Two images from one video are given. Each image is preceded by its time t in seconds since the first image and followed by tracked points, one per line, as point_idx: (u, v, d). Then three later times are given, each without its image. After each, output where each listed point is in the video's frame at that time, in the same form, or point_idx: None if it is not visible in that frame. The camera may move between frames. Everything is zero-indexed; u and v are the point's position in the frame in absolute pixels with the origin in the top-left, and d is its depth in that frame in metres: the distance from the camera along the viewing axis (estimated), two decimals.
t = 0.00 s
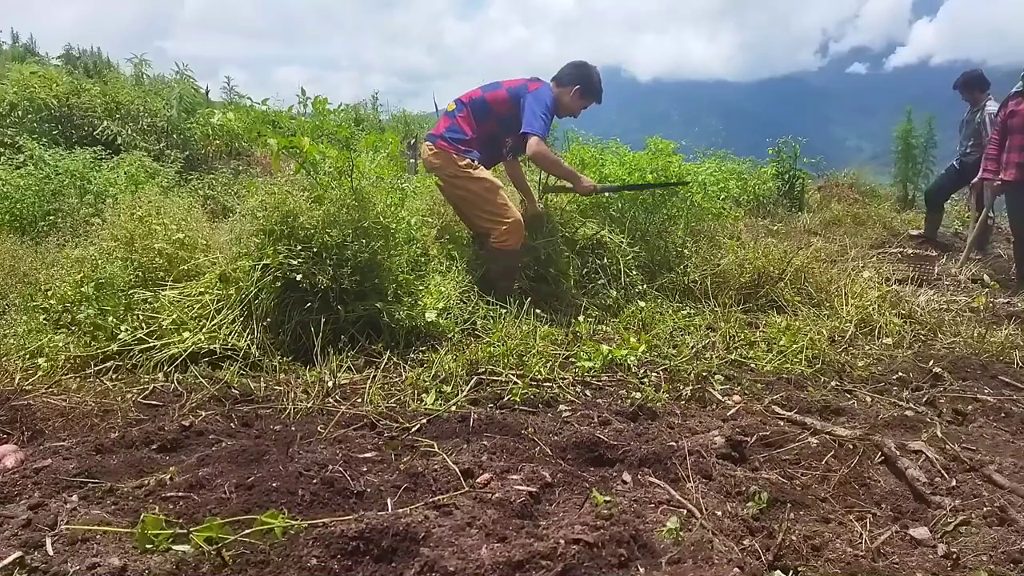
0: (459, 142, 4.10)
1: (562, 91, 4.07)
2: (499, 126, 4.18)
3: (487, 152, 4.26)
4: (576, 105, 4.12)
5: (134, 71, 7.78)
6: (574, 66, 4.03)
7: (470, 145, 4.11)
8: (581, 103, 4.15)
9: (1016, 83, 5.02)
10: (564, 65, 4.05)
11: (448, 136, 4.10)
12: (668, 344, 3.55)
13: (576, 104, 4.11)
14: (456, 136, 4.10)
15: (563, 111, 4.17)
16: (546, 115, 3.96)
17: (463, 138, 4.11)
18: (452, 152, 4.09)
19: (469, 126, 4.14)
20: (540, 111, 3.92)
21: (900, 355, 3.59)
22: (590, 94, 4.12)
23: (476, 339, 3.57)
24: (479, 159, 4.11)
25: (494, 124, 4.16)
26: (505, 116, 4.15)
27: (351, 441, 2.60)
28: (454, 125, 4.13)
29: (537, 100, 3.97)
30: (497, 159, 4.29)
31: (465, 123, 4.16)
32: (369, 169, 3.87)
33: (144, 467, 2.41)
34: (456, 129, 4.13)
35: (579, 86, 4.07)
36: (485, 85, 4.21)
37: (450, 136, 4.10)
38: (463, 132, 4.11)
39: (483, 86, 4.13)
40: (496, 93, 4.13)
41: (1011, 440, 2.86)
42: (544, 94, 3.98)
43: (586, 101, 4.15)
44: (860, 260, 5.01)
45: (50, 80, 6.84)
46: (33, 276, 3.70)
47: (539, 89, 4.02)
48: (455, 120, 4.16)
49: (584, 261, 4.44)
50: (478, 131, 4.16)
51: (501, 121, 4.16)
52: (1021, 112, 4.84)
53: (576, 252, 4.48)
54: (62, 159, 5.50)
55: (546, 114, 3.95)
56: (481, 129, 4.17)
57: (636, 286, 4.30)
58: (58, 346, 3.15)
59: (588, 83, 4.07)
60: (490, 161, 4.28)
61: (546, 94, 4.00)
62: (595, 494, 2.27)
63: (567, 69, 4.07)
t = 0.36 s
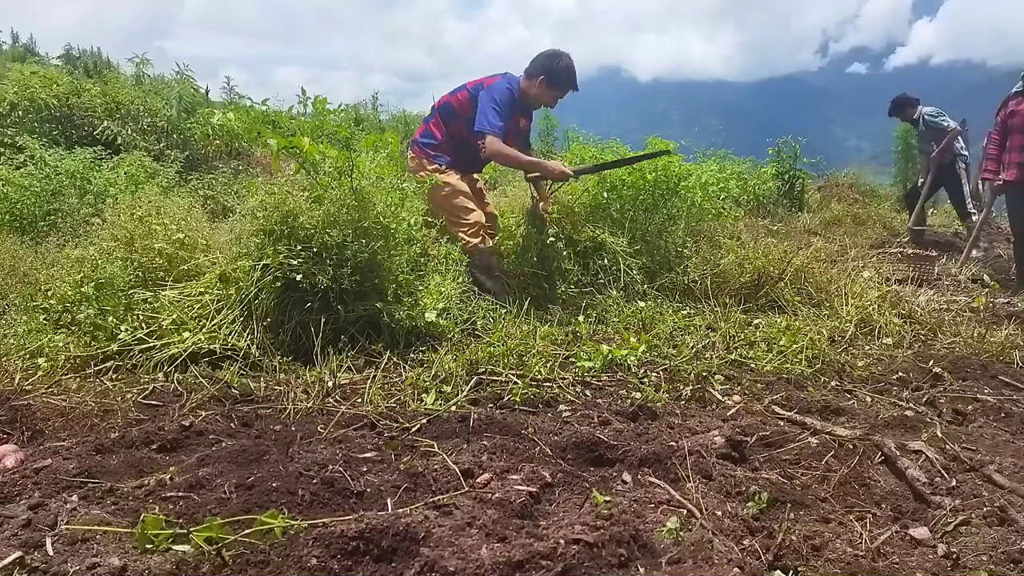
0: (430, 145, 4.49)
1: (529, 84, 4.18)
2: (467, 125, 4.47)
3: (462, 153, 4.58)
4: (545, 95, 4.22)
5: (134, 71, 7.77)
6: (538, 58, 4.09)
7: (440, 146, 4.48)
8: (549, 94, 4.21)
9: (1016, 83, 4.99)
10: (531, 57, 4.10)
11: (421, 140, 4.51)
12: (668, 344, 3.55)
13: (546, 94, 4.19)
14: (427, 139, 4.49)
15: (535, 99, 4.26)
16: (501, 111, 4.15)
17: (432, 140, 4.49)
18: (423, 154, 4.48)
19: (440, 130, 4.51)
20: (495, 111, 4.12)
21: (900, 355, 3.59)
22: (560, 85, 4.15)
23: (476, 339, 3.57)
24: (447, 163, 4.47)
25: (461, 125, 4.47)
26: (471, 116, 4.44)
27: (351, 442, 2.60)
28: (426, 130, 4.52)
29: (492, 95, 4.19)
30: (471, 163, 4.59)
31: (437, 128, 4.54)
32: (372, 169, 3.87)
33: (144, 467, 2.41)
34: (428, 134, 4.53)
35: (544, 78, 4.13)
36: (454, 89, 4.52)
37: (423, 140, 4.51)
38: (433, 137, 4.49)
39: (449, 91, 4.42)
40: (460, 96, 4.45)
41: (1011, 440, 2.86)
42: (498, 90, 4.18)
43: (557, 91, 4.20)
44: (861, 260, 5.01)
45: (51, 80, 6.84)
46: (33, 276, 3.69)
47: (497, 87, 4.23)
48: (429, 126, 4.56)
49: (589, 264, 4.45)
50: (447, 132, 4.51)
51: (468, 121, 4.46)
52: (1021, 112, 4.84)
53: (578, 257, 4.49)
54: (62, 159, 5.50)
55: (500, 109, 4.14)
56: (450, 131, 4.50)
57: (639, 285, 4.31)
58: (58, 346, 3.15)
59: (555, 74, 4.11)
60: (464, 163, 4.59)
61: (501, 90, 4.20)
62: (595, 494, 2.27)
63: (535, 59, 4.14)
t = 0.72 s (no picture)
0: (438, 142, 4.24)
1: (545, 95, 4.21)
2: (479, 130, 4.31)
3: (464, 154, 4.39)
4: (560, 106, 4.27)
5: (134, 71, 7.77)
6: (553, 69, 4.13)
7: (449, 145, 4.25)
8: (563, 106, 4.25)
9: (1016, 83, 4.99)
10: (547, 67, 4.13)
11: (428, 136, 4.24)
12: (668, 344, 3.55)
13: (562, 105, 4.24)
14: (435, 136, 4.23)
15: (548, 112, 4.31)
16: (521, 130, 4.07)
17: (442, 139, 4.24)
18: (430, 152, 4.23)
19: (450, 128, 4.26)
20: (516, 125, 4.04)
21: (900, 355, 3.59)
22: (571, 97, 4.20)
23: (476, 339, 3.57)
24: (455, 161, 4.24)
25: (475, 128, 4.28)
26: (486, 121, 4.28)
27: (351, 441, 2.60)
28: (435, 126, 4.24)
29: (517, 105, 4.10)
30: (474, 162, 4.42)
31: (446, 125, 4.27)
32: (371, 168, 3.87)
33: (144, 467, 2.41)
34: (436, 130, 4.26)
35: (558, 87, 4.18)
36: (469, 87, 4.30)
37: (430, 136, 4.24)
38: (444, 133, 4.23)
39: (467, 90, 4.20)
40: (479, 99, 4.25)
41: (1011, 440, 2.86)
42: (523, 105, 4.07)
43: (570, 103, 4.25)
44: (860, 260, 5.01)
45: (51, 80, 6.84)
46: (33, 276, 3.69)
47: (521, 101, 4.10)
48: (437, 120, 4.28)
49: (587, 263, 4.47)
50: (457, 133, 4.28)
51: (481, 126, 4.28)
52: (1021, 112, 4.84)
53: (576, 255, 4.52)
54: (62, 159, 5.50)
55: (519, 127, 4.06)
56: (461, 132, 4.29)
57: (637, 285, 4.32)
58: (58, 346, 3.15)
59: (570, 86, 4.17)
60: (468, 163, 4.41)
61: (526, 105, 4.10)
62: (595, 494, 2.27)
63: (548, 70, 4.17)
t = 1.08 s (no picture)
0: (424, 151, 4.46)
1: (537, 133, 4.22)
2: (467, 148, 4.46)
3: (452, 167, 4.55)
4: (553, 145, 4.26)
5: (134, 71, 7.77)
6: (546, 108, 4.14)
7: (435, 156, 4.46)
8: (556, 145, 4.25)
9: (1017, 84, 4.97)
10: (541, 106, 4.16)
11: (417, 144, 4.48)
12: (668, 343, 3.55)
13: (553, 144, 4.23)
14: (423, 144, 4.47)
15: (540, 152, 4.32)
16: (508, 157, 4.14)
17: (428, 148, 4.46)
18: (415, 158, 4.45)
19: (438, 139, 4.47)
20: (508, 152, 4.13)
21: (900, 355, 3.59)
22: (564, 137, 4.21)
23: (476, 339, 3.57)
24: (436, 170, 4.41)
25: (461, 145, 4.44)
26: (473, 140, 4.43)
27: (351, 441, 2.60)
28: (425, 135, 4.48)
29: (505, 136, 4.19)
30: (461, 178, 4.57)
31: (436, 136, 4.50)
32: (371, 168, 3.84)
33: (144, 467, 2.41)
34: (426, 139, 4.50)
35: (550, 127, 4.18)
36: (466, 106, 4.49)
37: (419, 143, 4.48)
38: (430, 144, 4.46)
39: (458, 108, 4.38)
40: (469, 119, 4.41)
41: (1011, 440, 2.86)
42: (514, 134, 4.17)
43: (563, 142, 4.24)
44: (860, 260, 5.01)
45: (51, 80, 6.83)
46: (33, 276, 3.69)
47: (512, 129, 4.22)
48: (429, 131, 4.51)
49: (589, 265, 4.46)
50: (445, 145, 4.48)
51: (468, 144, 4.45)
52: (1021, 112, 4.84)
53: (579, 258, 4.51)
54: (62, 159, 5.50)
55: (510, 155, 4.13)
56: (448, 145, 4.47)
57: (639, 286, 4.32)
58: (58, 346, 3.15)
59: (562, 125, 4.17)
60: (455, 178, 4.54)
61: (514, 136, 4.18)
62: (595, 494, 2.27)
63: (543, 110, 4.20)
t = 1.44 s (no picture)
0: (411, 134, 4.45)
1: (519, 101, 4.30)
2: (453, 125, 4.50)
3: (440, 146, 4.58)
4: (534, 112, 4.35)
5: (134, 71, 7.77)
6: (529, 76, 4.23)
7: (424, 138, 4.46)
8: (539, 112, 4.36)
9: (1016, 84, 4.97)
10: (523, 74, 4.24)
11: (402, 128, 4.46)
12: (668, 343, 3.55)
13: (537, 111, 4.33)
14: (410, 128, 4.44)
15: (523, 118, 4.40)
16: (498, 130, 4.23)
17: (415, 131, 4.45)
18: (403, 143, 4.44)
19: (424, 121, 4.47)
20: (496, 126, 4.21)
21: (900, 355, 3.59)
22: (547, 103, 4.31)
23: (476, 339, 3.57)
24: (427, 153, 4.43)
25: (447, 123, 4.47)
26: (458, 116, 4.46)
27: (351, 441, 2.60)
28: (409, 118, 4.46)
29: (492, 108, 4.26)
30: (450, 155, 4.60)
31: (420, 118, 4.50)
32: (371, 168, 3.85)
33: (144, 467, 2.41)
34: (410, 122, 4.48)
35: (533, 94, 4.27)
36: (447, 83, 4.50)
37: (404, 128, 4.45)
38: (415, 126, 4.45)
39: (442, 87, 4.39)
40: (452, 96, 4.44)
41: (1011, 440, 2.86)
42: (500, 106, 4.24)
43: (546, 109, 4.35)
44: (860, 260, 5.01)
45: (51, 80, 6.83)
46: (33, 276, 3.69)
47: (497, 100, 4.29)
48: (412, 114, 4.49)
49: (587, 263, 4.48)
50: (432, 126, 4.49)
51: (454, 121, 4.48)
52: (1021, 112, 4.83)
53: (575, 258, 4.52)
54: (62, 159, 5.50)
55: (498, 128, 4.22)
56: (435, 126, 4.48)
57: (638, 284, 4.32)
58: (58, 346, 3.15)
59: (546, 92, 4.27)
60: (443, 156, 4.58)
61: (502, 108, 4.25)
62: (595, 494, 2.27)
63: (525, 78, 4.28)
